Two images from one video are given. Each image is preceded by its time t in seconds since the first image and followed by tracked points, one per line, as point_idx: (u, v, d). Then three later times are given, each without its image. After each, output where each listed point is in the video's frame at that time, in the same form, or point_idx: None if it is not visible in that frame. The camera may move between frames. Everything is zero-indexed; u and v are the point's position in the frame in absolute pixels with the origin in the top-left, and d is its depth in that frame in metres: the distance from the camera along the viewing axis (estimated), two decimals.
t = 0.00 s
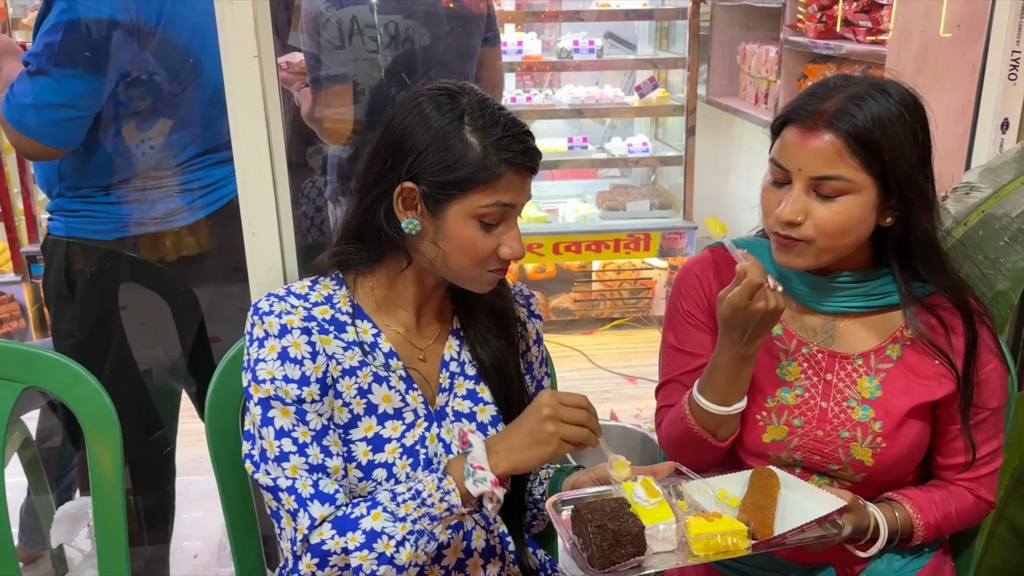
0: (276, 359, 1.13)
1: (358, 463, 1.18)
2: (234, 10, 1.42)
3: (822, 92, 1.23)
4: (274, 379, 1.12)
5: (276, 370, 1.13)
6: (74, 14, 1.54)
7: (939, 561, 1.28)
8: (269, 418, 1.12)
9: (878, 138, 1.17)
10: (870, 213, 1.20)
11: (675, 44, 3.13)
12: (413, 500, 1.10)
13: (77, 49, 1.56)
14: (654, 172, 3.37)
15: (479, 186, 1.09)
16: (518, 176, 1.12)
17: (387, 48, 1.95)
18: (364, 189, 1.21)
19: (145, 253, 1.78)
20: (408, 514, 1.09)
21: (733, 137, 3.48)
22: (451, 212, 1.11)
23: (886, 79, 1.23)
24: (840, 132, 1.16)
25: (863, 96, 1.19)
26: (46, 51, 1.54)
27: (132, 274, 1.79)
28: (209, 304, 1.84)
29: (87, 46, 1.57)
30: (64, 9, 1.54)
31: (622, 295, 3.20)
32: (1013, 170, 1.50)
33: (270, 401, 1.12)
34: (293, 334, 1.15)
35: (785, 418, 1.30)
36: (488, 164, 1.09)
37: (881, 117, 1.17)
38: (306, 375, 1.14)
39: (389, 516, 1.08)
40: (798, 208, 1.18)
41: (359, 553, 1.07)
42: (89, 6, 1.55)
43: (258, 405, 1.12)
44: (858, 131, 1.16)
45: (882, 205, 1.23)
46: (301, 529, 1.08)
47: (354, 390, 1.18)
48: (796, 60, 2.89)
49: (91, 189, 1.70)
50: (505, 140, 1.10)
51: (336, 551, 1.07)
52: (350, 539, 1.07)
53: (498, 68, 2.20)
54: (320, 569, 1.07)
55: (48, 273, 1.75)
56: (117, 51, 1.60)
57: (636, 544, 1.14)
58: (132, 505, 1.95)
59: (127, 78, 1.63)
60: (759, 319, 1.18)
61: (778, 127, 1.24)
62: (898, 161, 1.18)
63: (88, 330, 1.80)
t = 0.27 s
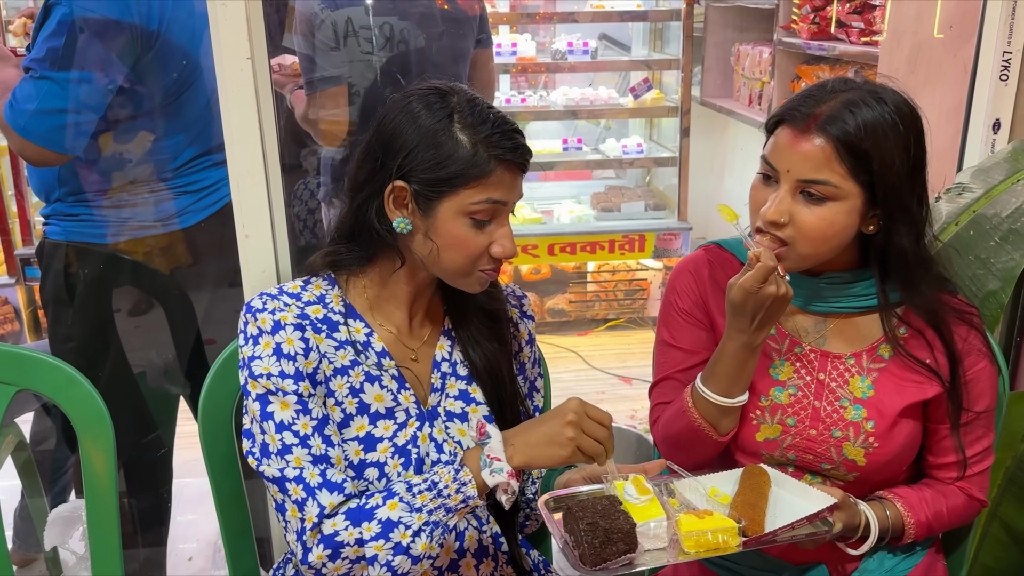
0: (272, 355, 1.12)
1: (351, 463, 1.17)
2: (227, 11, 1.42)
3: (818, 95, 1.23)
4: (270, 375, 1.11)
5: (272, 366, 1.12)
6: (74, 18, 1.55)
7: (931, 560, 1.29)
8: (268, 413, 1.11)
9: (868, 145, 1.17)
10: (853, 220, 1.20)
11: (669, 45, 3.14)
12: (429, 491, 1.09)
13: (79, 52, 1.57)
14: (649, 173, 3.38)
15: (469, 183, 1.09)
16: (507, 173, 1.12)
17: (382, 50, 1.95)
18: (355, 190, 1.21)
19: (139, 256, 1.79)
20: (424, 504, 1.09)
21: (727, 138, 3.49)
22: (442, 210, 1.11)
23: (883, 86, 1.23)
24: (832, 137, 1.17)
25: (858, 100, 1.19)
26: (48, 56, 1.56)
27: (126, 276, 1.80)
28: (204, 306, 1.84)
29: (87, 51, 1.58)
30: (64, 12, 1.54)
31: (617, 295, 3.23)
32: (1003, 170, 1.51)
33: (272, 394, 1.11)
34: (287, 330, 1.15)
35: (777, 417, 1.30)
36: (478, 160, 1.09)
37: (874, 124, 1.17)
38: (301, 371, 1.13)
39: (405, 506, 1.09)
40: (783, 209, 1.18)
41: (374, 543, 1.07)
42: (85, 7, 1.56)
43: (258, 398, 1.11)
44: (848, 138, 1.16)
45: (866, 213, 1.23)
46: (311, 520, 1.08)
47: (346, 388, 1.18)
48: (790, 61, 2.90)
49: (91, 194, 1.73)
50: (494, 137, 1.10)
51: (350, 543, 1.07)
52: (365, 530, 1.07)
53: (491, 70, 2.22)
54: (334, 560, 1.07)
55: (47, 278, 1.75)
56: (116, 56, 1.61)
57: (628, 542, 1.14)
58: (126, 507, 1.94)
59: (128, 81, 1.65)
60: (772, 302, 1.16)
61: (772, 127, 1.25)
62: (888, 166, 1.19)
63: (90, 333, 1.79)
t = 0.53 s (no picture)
0: (276, 343, 1.10)
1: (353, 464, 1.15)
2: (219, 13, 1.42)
3: (806, 97, 1.24)
4: (276, 362, 1.09)
5: (276, 355, 1.10)
6: (68, 23, 1.55)
7: (923, 559, 1.29)
8: (274, 398, 1.08)
9: (855, 149, 1.18)
10: (843, 220, 1.20)
11: (663, 47, 3.14)
12: (441, 461, 1.03)
13: (71, 56, 1.57)
14: (643, 173, 3.35)
15: (481, 186, 1.09)
16: (518, 175, 1.12)
17: (376, 52, 1.95)
18: (365, 193, 1.20)
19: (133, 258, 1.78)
20: (436, 476, 1.02)
21: (721, 140, 3.50)
22: (454, 213, 1.10)
23: (870, 87, 1.23)
24: (819, 140, 1.17)
25: (844, 102, 1.20)
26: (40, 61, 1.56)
27: (119, 278, 1.79)
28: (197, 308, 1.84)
29: (80, 55, 1.58)
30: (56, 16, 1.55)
31: (611, 296, 3.23)
32: (994, 171, 1.52)
33: (283, 370, 1.08)
34: (293, 320, 1.13)
35: (769, 420, 1.30)
36: (490, 163, 1.09)
37: (861, 127, 1.18)
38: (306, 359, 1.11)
39: (419, 477, 1.03)
40: (772, 211, 1.18)
41: (386, 518, 1.00)
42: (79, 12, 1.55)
43: (268, 372, 1.08)
44: (836, 140, 1.17)
45: (854, 215, 1.23)
46: (321, 493, 1.02)
47: (349, 387, 1.16)
48: (783, 62, 2.91)
49: (87, 198, 1.73)
50: (504, 140, 1.10)
51: (359, 519, 1.00)
52: (376, 504, 1.01)
53: (484, 72, 2.23)
54: (344, 538, 1.00)
55: (42, 281, 1.76)
56: (108, 61, 1.61)
57: (620, 544, 1.15)
58: (120, 511, 1.94)
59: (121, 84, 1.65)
60: (763, 312, 1.16)
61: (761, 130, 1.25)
62: (875, 167, 1.19)
63: (85, 338, 1.79)
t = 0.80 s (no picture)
0: (320, 316, 1.09)
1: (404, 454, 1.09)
2: (212, 14, 1.42)
3: (794, 100, 1.23)
4: (323, 332, 1.07)
5: (322, 327, 1.08)
6: (62, 25, 1.56)
7: (917, 559, 1.29)
8: (335, 363, 1.04)
9: (850, 147, 1.17)
10: (842, 221, 1.20)
11: (658, 47, 3.14)
12: (582, 425, 1.01)
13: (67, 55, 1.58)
14: (638, 174, 3.36)
15: (495, 182, 1.08)
16: (530, 170, 1.10)
17: (371, 52, 1.94)
18: (374, 194, 1.17)
19: (126, 259, 1.78)
20: (577, 434, 1.00)
21: (716, 140, 3.50)
22: (467, 210, 1.09)
23: (857, 84, 1.23)
24: (811, 142, 1.17)
25: (833, 101, 1.19)
26: (36, 63, 1.56)
27: (114, 280, 1.79)
28: (191, 309, 1.83)
29: (74, 55, 1.58)
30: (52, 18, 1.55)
31: (606, 297, 3.24)
32: (988, 170, 1.52)
33: (334, 338, 1.07)
34: (334, 301, 1.13)
35: (764, 420, 1.31)
36: (503, 158, 1.08)
37: (853, 125, 1.17)
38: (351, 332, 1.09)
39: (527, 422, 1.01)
40: (771, 216, 1.18)
41: (517, 448, 0.97)
42: (72, 12, 1.56)
43: (318, 341, 1.06)
44: (829, 140, 1.16)
45: (855, 210, 1.23)
46: (411, 419, 0.99)
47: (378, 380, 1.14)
48: (777, 62, 2.91)
49: (83, 200, 1.72)
50: (516, 134, 1.09)
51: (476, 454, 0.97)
52: (511, 433, 0.98)
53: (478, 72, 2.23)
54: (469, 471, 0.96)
55: (36, 284, 1.75)
56: (101, 60, 1.60)
57: (614, 544, 1.14)
58: (114, 512, 1.93)
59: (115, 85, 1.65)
60: (730, 329, 1.16)
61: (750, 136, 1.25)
62: (871, 164, 1.18)
63: (79, 340, 1.79)
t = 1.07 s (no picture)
0: (336, 308, 1.09)
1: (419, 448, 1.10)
2: (206, 14, 1.41)
3: (794, 99, 1.22)
4: (343, 323, 1.07)
5: (339, 318, 1.08)
6: (54, 22, 1.54)
7: (911, 559, 1.29)
8: (354, 353, 1.04)
9: (851, 145, 1.17)
10: (844, 219, 1.20)
11: (653, 47, 3.14)
12: (608, 425, 1.04)
13: (59, 53, 1.55)
14: (634, 174, 3.37)
15: (509, 185, 1.07)
16: (545, 172, 1.10)
17: (366, 52, 1.94)
18: (388, 195, 1.16)
19: (120, 260, 1.77)
20: (602, 433, 1.02)
21: (711, 140, 3.50)
22: (482, 212, 1.08)
23: (857, 83, 1.23)
24: (813, 142, 1.16)
25: (834, 101, 1.19)
26: (30, 61, 1.55)
27: (109, 281, 1.78)
28: (186, 309, 1.83)
29: (65, 53, 1.56)
30: (44, 16, 1.54)
31: (602, 297, 3.23)
32: (982, 170, 1.52)
33: (351, 329, 1.07)
34: (348, 294, 1.14)
35: (762, 421, 1.31)
36: (519, 162, 1.07)
37: (853, 125, 1.17)
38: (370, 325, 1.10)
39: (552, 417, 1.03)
40: (773, 218, 1.18)
41: (544, 439, 0.99)
42: (65, 9, 1.54)
43: (334, 332, 1.06)
44: (831, 140, 1.16)
45: (858, 209, 1.23)
46: (435, 406, 1.00)
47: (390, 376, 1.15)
48: (772, 62, 2.92)
49: (77, 198, 1.71)
50: (531, 137, 1.09)
51: (504, 442, 0.98)
52: (538, 424, 1.00)
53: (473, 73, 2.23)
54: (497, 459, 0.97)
55: (29, 285, 1.74)
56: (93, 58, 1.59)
57: (608, 543, 1.14)
58: (108, 514, 1.92)
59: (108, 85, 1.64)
60: (715, 347, 1.18)
61: (749, 136, 1.24)
62: (873, 163, 1.18)
63: (73, 340, 1.78)
